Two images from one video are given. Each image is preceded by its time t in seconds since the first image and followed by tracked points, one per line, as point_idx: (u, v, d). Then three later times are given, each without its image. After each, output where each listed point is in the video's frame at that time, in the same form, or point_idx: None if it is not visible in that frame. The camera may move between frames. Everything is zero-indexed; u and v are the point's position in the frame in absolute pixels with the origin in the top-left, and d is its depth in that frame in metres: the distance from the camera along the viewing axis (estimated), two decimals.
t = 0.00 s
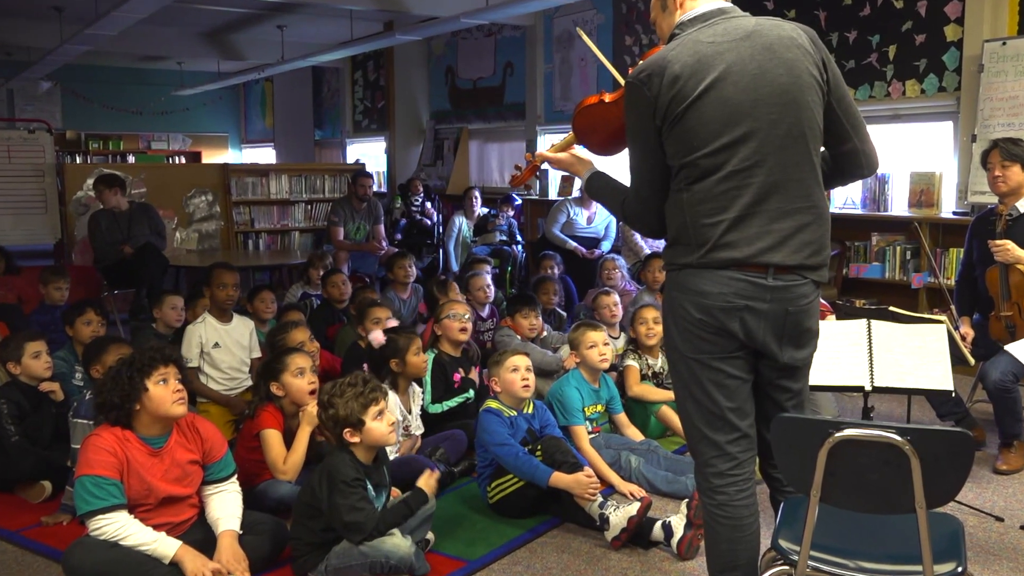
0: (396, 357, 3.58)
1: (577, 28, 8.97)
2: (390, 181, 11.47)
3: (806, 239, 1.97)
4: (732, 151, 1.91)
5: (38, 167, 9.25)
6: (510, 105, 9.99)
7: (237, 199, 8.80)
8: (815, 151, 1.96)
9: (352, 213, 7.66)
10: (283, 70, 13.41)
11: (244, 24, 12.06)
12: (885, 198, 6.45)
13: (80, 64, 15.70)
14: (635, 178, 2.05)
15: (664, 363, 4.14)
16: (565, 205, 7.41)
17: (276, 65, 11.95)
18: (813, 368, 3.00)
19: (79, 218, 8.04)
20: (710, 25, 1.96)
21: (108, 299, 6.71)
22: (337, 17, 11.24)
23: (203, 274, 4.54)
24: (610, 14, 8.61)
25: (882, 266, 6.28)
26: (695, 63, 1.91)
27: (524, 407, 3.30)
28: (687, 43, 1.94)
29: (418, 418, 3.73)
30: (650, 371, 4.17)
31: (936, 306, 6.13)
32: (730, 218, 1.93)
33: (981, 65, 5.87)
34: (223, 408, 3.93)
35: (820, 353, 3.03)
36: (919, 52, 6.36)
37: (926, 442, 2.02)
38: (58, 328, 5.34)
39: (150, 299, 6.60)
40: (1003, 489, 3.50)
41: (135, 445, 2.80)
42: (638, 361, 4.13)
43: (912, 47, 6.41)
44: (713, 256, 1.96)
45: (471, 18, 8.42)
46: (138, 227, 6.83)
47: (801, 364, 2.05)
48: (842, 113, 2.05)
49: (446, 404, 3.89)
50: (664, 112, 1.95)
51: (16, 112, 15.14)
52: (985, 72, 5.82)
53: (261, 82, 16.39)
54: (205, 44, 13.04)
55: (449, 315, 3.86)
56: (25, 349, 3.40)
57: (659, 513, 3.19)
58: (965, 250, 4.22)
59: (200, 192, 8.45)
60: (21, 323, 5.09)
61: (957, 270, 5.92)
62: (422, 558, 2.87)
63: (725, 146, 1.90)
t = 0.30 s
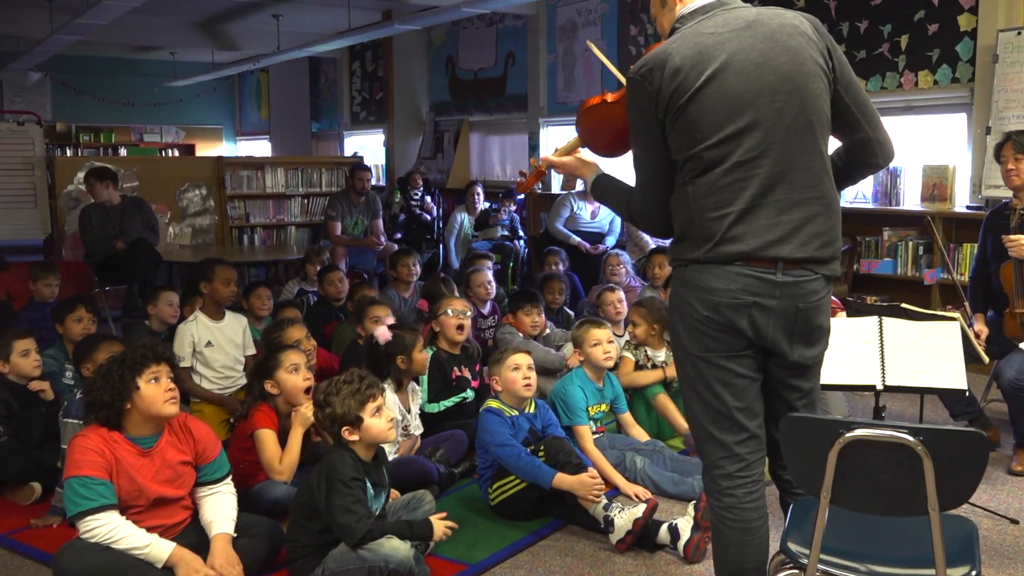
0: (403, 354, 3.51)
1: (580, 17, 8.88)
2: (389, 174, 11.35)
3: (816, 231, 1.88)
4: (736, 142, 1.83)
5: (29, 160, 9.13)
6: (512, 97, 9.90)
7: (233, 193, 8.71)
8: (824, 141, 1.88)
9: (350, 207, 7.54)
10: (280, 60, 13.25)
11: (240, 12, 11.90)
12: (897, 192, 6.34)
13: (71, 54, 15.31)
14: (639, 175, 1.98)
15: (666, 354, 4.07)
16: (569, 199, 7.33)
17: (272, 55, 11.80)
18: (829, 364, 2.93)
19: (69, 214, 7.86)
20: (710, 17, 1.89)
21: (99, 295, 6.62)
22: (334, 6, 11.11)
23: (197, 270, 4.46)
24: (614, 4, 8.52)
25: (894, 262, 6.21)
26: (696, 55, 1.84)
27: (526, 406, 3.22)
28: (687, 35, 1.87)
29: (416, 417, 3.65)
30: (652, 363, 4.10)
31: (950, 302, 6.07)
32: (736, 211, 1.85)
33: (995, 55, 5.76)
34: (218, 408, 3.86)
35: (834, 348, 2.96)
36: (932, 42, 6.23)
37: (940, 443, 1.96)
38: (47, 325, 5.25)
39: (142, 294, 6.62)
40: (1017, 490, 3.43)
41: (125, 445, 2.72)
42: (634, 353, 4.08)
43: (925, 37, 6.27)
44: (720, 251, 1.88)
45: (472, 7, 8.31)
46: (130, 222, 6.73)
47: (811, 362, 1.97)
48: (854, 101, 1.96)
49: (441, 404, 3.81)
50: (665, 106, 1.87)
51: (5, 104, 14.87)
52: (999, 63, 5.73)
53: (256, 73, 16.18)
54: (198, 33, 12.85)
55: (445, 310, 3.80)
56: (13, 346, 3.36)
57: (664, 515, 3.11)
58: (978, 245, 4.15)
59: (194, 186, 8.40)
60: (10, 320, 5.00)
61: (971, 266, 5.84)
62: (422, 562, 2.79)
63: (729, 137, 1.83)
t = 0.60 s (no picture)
0: (404, 352, 3.44)
1: (584, 7, 8.81)
2: (388, 167, 11.20)
3: (827, 220, 1.80)
4: (739, 134, 1.75)
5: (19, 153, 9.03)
6: (514, 88, 9.82)
7: (227, 186, 8.54)
8: (829, 127, 1.80)
9: (349, 201, 7.47)
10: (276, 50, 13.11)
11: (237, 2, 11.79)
12: (909, 185, 6.23)
13: (61, 44, 15.00)
14: (640, 174, 1.90)
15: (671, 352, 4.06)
16: (572, 194, 7.27)
17: (268, 45, 11.68)
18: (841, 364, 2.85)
19: (59, 207, 7.76)
20: (705, 8, 1.82)
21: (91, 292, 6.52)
22: None
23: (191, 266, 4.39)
24: None
25: (906, 258, 6.12)
26: (692, 47, 1.76)
27: (528, 405, 3.14)
28: (682, 29, 1.80)
29: (415, 417, 3.58)
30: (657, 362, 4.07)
31: (964, 298, 5.97)
32: (742, 204, 1.77)
33: (1010, 45, 5.66)
34: (213, 407, 3.79)
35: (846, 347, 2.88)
36: (946, 32, 6.12)
37: (954, 443, 1.89)
38: (37, 321, 5.17)
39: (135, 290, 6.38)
40: None
41: (117, 447, 2.65)
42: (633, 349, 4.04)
43: (938, 27, 6.16)
44: (727, 247, 1.80)
45: None
46: (122, 216, 6.65)
47: (824, 360, 1.89)
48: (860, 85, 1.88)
49: (441, 405, 3.74)
50: (664, 102, 1.80)
51: None
52: (1014, 53, 5.63)
53: (251, 64, 15.92)
54: (192, 23, 12.68)
55: (444, 307, 3.73)
56: (2, 344, 3.27)
57: (670, 518, 3.03)
58: (993, 240, 4.09)
59: (187, 179, 8.26)
60: None
61: (984, 261, 5.76)
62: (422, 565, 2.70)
63: (731, 129, 1.75)
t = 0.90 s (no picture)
0: (400, 350, 3.37)
1: None
2: (388, 161, 11.05)
3: (838, 215, 1.74)
4: (751, 131, 1.68)
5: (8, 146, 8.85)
6: (516, 80, 9.72)
7: (221, 179, 8.34)
8: (839, 121, 1.73)
9: (345, 195, 7.39)
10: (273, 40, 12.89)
11: None
12: (922, 178, 6.09)
13: (49, 33, 14.37)
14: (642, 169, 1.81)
15: (678, 352, 3.97)
16: (576, 187, 7.16)
17: (265, 35, 11.48)
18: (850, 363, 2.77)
19: (48, 201, 7.59)
20: None
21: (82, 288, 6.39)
22: None
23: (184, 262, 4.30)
24: None
25: (919, 253, 6.02)
26: (702, 40, 1.67)
27: (529, 405, 3.06)
28: (689, 19, 1.70)
29: (415, 417, 3.50)
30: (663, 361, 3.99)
31: (978, 294, 5.89)
32: (753, 203, 1.70)
33: None
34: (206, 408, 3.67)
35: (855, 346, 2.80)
36: (960, 21, 6.02)
37: (968, 443, 1.86)
38: (26, 318, 5.04)
39: (125, 287, 6.37)
40: None
41: (111, 448, 2.57)
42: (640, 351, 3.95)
43: (952, 16, 6.06)
44: (737, 245, 1.72)
45: None
46: (113, 211, 6.52)
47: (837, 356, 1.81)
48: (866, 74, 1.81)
49: (443, 408, 3.66)
50: (671, 98, 1.70)
51: None
52: None
53: (246, 54, 15.00)
54: (187, 13, 12.48)
55: (444, 304, 3.66)
56: None
57: (676, 522, 2.96)
58: (1011, 236, 4.01)
59: (180, 172, 8.02)
60: None
61: (1000, 256, 5.68)
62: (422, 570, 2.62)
63: (743, 126, 1.67)
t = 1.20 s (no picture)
0: (395, 348, 3.33)
1: None
2: (387, 153, 10.87)
3: (834, 225, 1.74)
4: (766, 130, 1.66)
5: None
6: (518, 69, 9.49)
7: (215, 172, 8.16)
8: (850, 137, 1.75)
9: (342, 188, 7.26)
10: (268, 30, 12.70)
11: None
12: (936, 172, 6.01)
13: (37, 22, 14.06)
14: (638, 127, 1.74)
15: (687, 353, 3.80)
16: (580, 179, 7.01)
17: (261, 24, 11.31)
18: (862, 361, 2.71)
19: (37, 194, 7.51)
20: None
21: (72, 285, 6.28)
22: None
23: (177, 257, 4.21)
24: None
25: (933, 248, 5.98)
26: (738, 26, 1.64)
27: (532, 405, 2.99)
28: None
29: (415, 418, 3.43)
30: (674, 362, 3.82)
31: (993, 290, 5.80)
32: (757, 200, 1.68)
33: None
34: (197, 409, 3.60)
35: (867, 344, 2.73)
36: (975, 9, 5.89)
37: (983, 443, 1.86)
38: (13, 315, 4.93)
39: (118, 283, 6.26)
40: None
41: (104, 449, 2.50)
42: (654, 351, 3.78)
43: (967, 4, 5.94)
44: (732, 238, 1.70)
45: None
46: (104, 206, 6.41)
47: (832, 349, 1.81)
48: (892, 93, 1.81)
49: (445, 407, 3.58)
50: (692, 69, 1.66)
51: None
52: None
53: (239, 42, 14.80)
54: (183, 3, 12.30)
55: (444, 301, 3.59)
56: None
57: (682, 524, 2.88)
58: None
59: (172, 165, 7.91)
60: None
61: (1016, 251, 5.60)
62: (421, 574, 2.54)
63: (764, 122, 1.66)
